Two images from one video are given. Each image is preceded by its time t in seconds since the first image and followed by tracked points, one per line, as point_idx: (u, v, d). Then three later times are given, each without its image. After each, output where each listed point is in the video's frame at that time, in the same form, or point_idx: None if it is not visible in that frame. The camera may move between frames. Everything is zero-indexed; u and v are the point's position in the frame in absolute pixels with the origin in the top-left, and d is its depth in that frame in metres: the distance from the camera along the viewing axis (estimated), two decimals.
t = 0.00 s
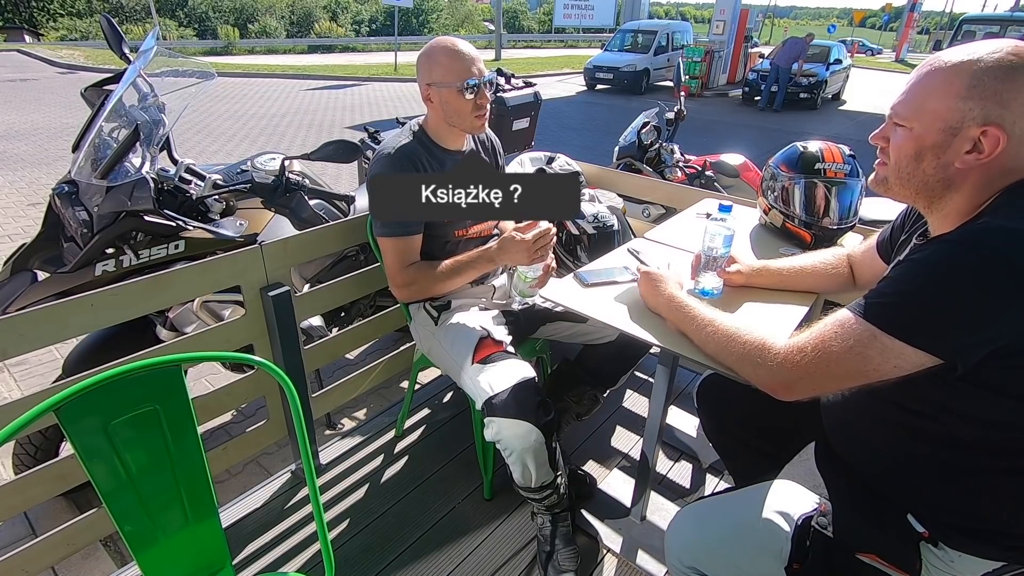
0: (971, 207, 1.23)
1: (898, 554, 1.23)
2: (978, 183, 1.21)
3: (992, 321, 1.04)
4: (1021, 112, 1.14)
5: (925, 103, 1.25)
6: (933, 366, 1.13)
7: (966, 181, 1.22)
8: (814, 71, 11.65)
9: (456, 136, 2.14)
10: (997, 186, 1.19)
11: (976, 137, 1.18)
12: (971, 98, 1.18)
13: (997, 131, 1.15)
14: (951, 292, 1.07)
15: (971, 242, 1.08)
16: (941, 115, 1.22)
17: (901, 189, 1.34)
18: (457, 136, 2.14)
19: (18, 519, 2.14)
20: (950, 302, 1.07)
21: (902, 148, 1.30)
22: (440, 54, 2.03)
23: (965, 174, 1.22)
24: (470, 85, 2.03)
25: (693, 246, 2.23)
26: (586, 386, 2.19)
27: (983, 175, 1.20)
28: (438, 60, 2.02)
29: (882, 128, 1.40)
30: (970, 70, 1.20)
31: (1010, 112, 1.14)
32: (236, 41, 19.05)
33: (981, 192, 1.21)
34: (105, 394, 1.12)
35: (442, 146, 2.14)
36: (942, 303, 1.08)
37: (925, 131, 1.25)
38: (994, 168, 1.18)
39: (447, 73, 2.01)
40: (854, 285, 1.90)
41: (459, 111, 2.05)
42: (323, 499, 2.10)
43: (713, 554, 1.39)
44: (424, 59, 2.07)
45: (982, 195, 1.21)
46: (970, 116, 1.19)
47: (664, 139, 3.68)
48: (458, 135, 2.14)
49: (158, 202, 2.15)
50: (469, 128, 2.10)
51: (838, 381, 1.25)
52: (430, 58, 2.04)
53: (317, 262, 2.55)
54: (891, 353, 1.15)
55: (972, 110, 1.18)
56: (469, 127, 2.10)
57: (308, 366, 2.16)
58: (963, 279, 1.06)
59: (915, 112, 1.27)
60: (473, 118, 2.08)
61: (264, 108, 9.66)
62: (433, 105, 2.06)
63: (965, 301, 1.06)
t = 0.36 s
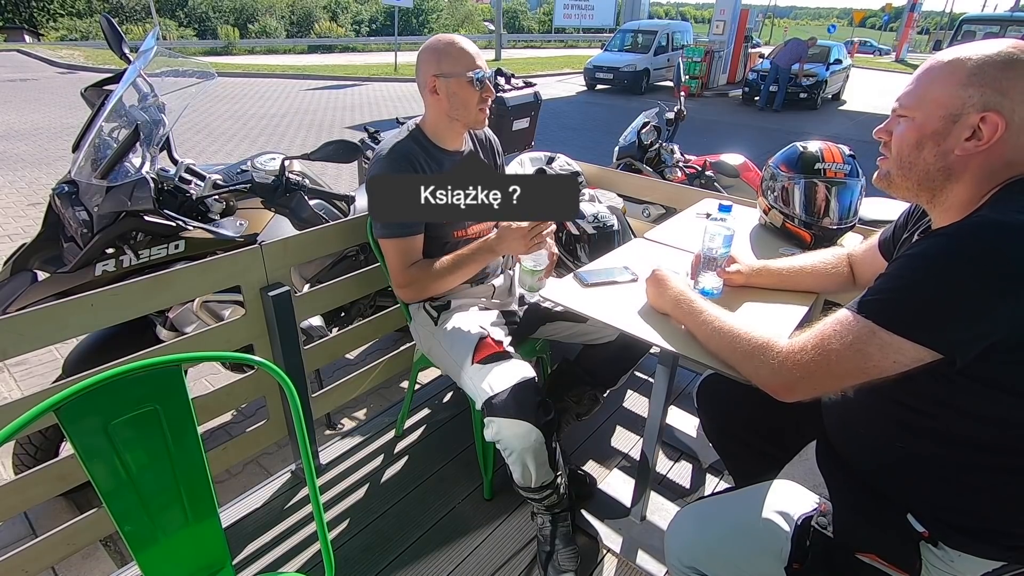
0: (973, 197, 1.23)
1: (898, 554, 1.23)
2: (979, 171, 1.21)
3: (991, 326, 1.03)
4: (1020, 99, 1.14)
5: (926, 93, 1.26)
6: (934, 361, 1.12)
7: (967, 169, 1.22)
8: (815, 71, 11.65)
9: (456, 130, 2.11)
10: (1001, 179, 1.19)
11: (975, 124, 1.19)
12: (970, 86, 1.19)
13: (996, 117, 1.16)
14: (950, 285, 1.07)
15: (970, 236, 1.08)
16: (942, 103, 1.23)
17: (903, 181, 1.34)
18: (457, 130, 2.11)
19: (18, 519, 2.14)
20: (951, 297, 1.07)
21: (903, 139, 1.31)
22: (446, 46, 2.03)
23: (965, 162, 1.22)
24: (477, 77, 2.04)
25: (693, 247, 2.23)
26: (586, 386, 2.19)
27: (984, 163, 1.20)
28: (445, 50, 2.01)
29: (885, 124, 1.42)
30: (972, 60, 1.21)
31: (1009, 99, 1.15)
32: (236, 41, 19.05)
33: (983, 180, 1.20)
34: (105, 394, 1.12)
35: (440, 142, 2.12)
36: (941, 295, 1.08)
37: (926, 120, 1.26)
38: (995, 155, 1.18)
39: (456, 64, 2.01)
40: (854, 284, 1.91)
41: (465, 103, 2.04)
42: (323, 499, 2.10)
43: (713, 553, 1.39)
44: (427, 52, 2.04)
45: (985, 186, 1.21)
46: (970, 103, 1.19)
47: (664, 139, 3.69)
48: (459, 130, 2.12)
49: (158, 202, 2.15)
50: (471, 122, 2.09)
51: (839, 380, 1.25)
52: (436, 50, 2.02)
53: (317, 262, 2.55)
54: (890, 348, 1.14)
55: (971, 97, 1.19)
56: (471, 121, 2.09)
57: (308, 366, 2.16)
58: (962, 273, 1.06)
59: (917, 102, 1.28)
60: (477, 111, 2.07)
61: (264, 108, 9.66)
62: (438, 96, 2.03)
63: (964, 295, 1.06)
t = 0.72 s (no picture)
0: (970, 196, 1.22)
1: (898, 554, 1.23)
2: (972, 169, 1.21)
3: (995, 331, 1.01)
4: (1010, 97, 1.14)
5: (920, 94, 1.27)
6: (935, 360, 1.12)
7: (961, 168, 1.22)
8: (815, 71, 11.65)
9: (452, 131, 2.10)
10: (997, 178, 1.18)
11: (966, 122, 1.19)
12: (960, 85, 1.20)
13: (986, 115, 1.16)
14: (948, 284, 1.07)
15: (968, 235, 1.08)
16: (934, 103, 1.24)
17: (898, 182, 1.34)
18: (454, 133, 2.11)
19: (18, 519, 2.14)
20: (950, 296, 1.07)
21: (897, 140, 1.31)
22: (456, 47, 2.03)
23: (958, 161, 1.22)
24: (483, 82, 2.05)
25: (693, 247, 2.23)
26: (586, 386, 2.17)
27: (977, 161, 1.20)
28: (456, 51, 2.01)
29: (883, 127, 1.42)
30: (963, 61, 1.22)
31: (999, 97, 1.15)
32: (236, 41, 19.06)
33: (977, 178, 1.20)
34: (106, 394, 1.12)
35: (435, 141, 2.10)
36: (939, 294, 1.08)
37: (920, 120, 1.26)
38: (988, 153, 1.18)
39: (465, 66, 2.01)
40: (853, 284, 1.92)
41: (466, 106, 2.04)
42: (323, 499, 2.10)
43: (712, 553, 1.39)
44: (436, 51, 2.05)
45: (980, 185, 1.20)
46: (960, 102, 1.20)
47: (664, 139, 3.69)
48: (455, 132, 2.11)
49: (158, 202, 2.15)
50: (470, 126, 2.09)
51: (839, 378, 1.26)
52: (446, 49, 2.03)
53: (317, 262, 2.55)
54: (890, 347, 1.15)
55: (961, 96, 1.20)
56: (469, 125, 2.09)
57: (309, 366, 2.16)
58: (961, 273, 1.06)
59: (911, 104, 1.29)
60: (477, 116, 2.07)
61: (264, 108, 9.66)
62: (441, 95, 2.03)
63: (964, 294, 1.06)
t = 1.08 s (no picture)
0: (969, 196, 1.22)
1: (897, 554, 1.23)
2: (969, 169, 1.21)
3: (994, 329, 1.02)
4: (1007, 96, 1.15)
5: (916, 95, 1.27)
6: (937, 360, 1.12)
7: (958, 168, 1.22)
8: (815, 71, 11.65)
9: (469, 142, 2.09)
10: (995, 177, 1.18)
11: (963, 122, 1.19)
12: (956, 85, 1.21)
13: (982, 115, 1.16)
14: (946, 283, 1.07)
15: (967, 234, 1.08)
16: (930, 103, 1.24)
17: (896, 183, 1.34)
18: (472, 143, 2.10)
19: (18, 519, 2.14)
20: (948, 295, 1.07)
21: (893, 141, 1.31)
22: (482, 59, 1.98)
23: (956, 160, 1.22)
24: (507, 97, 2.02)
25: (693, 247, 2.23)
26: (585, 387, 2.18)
27: (974, 161, 1.20)
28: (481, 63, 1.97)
29: (880, 129, 1.42)
30: (957, 62, 1.23)
31: (995, 97, 1.16)
32: (236, 41, 19.07)
33: (974, 178, 1.20)
34: (106, 394, 1.12)
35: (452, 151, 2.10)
36: (939, 294, 1.07)
37: (916, 120, 1.26)
38: (985, 152, 1.18)
39: (490, 81, 1.97)
40: (853, 285, 1.91)
41: (488, 122, 2.02)
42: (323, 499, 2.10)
43: (712, 553, 1.39)
44: (461, 61, 2.00)
45: (978, 184, 1.20)
46: (957, 102, 1.20)
47: (664, 138, 3.69)
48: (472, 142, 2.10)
49: (158, 202, 2.15)
50: (490, 139, 2.08)
51: (839, 379, 1.25)
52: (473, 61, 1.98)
53: (317, 262, 2.55)
54: (891, 348, 1.14)
55: (957, 96, 1.20)
56: (487, 138, 2.07)
57: (308, 366, 2.16)
58: (960, 273, 1.06)
59: (907, 105, 1.29)
60: (498, 131, 2.06)
61: (264, 108, 9.66)
62: (464, 108, 2.01)
63: (962, 293, 1.06)
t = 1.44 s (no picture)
0: (972, 193, 1.22)
1: (898, 554, 1.22)
2: (973, 166, 1.21)
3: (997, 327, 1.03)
4: (1015, 93, 1.14)
5: (925, 88, 1.27)
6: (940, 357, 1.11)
7: (961, 165, 1.23)
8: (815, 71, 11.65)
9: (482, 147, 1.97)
10: (998, 175, 1.19)
11: (970, 118, 1.19)
12: (965, 80, 1.20)
13: (990, 112, 1.16)
14: (945, 281, 1.07)
15: (965, 231, 1.08)
16: (938, 97, 1.24)
17: (900, 178, 1.34)
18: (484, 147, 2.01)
19: (18, 519, 2.14)
20: (947, 293, 1.07)
21: (900, 134, 1.32)
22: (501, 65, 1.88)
23: (961, 157, 1.22)
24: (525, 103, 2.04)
25: (694, 247, 2.23)
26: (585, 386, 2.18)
27: (978, 158, 1.20)
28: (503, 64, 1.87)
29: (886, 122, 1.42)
30: (968, 56, 1.22)
31: (1005, 94, 1.15)
32: (236, 41, 19.07)
33: (978, 175, 1.20)
34: (106, 394, 1.12)
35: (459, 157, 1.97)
36: (939, 290, 1.07)
37: (923, 115, 1.26)
38: (990, 150, 1.18)
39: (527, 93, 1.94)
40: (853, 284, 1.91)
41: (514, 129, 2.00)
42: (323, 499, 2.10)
43: (712, 553, 1.39)
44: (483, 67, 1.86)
45: (980, 181, 1.21)
46: (965, 98, 1.20)
47: (664, 138, 3.69)
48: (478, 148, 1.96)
49: (158, 202, 2.15)
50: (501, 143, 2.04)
51: (838, 378, 1.25)
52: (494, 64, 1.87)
53: (317, 262, 2.55)
54: (888, 347, 1.14)
55: (966, 92, 1.20)
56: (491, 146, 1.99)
57: (309, 366, 2.16)
58: (959, 271, 1.06)
59: (915, 98, 1.29)
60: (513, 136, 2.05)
61: (264, 108, 9.66)
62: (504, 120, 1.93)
63: (960, 291, 1.06)
